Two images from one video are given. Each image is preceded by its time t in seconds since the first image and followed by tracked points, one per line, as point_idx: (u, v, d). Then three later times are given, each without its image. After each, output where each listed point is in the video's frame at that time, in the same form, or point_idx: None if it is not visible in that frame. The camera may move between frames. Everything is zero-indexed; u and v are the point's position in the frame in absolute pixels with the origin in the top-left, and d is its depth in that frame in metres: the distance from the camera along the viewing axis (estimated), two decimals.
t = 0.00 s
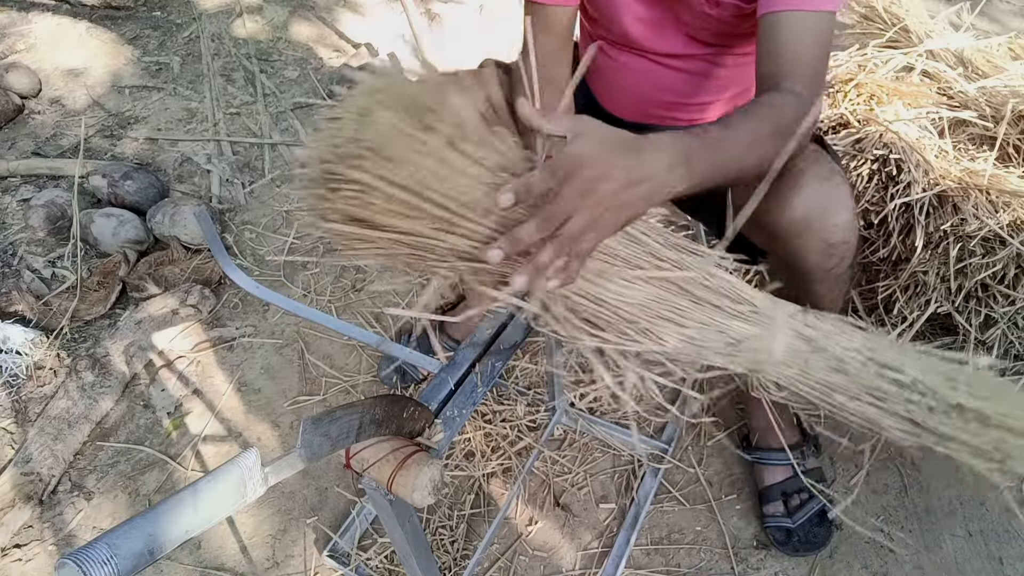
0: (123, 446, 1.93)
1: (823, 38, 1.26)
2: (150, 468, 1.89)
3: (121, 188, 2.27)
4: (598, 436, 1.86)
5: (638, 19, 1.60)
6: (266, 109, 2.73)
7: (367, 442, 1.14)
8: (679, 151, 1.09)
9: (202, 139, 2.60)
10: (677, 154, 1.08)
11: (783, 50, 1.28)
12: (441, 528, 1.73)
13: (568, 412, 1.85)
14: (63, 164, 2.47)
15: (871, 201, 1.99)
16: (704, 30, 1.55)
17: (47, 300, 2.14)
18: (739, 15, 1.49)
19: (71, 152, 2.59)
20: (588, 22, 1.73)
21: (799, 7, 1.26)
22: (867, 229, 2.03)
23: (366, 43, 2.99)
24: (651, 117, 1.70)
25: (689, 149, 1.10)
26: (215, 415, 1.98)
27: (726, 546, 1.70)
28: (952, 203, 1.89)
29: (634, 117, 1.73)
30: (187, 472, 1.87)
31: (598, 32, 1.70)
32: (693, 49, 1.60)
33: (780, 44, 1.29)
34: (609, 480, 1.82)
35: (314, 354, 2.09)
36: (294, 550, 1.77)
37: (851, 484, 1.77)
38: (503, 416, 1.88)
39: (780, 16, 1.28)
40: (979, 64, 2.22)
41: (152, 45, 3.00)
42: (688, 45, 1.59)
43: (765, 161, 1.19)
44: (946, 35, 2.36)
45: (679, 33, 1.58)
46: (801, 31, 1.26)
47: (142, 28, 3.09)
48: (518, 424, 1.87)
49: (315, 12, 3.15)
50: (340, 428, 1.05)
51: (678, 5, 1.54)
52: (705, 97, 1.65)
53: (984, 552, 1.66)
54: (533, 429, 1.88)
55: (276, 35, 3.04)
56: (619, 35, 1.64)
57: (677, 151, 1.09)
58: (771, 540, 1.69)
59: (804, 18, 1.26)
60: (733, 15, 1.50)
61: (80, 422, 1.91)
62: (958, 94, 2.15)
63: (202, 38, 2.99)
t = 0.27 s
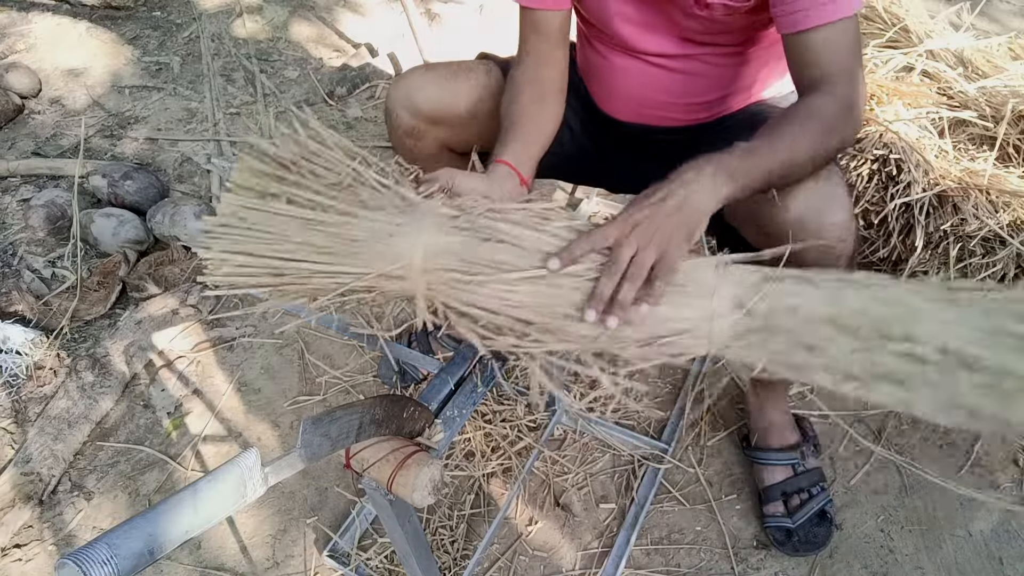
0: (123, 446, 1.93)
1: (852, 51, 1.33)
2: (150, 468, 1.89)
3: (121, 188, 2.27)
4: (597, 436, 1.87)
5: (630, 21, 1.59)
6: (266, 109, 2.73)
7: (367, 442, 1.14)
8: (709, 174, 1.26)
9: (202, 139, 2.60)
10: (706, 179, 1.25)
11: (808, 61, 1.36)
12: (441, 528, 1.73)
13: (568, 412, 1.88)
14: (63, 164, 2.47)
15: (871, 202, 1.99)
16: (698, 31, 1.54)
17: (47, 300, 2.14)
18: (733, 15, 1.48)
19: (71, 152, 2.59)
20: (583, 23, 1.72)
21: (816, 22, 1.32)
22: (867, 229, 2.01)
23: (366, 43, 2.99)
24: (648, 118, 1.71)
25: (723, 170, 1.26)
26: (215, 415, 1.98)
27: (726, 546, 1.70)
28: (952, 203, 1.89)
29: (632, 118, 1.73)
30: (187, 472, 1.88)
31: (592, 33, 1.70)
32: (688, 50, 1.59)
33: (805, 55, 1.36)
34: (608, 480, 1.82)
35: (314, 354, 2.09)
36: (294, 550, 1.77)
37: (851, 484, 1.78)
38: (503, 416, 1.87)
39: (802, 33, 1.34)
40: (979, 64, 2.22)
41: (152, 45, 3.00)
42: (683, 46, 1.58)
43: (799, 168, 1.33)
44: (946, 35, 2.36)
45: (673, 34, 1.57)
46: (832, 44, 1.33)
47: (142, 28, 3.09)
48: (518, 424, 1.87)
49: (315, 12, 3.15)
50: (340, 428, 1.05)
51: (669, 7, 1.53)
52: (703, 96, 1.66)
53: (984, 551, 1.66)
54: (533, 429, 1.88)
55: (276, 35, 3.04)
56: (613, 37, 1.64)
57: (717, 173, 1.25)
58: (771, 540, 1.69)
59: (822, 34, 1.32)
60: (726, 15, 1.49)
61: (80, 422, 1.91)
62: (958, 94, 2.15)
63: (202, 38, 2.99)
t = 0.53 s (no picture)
0: (123, 446, 1.93)
1: (837, 45, 1.31)
2: (150, 467, 1.89)
3: (121, 188, 2.27)
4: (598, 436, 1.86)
5: (628, 21, 1.60)
6: (266, 109, 2.73)
7: (367, 442, 1.14)
8: (695, 239, 1.27)
9: (202, 139, 2.60)
10: (695, 242, 1.26)
11: (795, 62, 1.35)
12: (441, 528, 1.73)
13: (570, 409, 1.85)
14: (63, 164, 2.47)
15: (871, 202, 1.98)
16: (697, 29, 1.55)
17: (47, 300, 2.13)
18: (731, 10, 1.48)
19: (71, 152, 2.59)
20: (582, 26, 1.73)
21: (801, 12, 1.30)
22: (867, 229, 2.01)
23: (366, 43, 2.99)
24: (649, 117, 1.70)
25: (711, 228, 1.28)
26: (215, 415, 1.98)
27: (726, 546, 1.70)
28: (952, 203, 1.89)
29: (632, 118, 1.72)
30: (187, 472, 1.88)
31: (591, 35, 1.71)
32: (688, 49, 1.59)
33: (792, 56, 1.35)
34: (608, 480, 1.82)
35: (314, 354, 2.09)
36: (294, 550, 1.77)
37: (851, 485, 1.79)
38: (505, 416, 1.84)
39: (790, 24, 1.33)
40: (979, 64, 2.22)
41: (152, 46, 3.00)
42: (681, 44, 1.59)
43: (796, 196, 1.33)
44: (946, 35, 2.36)
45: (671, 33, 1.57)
46: (815, 43, 1.31)
47: (142, 28, 3.09)
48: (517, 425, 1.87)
49: (315, 12, 3.15)
50: (340, 428, 1.06)
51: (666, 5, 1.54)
52: (705, 95, 1.65)
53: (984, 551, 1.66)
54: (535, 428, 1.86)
55: (276, 35, 3.04)
56: (611, 37, 1.64)
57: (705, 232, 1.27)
58: (771, 540, 1.69)
59: (808, 23, 1.31)
60: (724, 12, 1.49)
61: (80, 422, 1.91)
62: (958, 94, 2.15)
63: (202, 38, 2.99)
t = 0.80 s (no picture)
0: (123, 445, 1.93)
1: (815, 62, 1.31)
2: (150, 467, 1.89)
3: (121, 188, 2.27)
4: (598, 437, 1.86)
5: (625, 24, 1.61)
6: (266, 109, 2.73)
7: (367, 442, 1.14)
8: (653, 256, 1.26)
9: (202, 139, 2.60)
10: (653, 260, 1.26)
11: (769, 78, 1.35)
12: (441, 528, 1.73)
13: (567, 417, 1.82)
14: (63, 164, 2.47)
15: (871, 201, 1.97)
16: (692, 35, 1.55)
17: (47, 300, 2.13)
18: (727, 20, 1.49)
19: (71, 152, 2.59)
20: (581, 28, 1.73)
21: (785, 24, 1.30)
22: (867, 229, 2.02)
23: (366, 43, 2.99)
24: (645, 120, 1.70)
25: (671, 247, 1.27)
26: (215, 415, 1.98)
27: (726, 546, 1.70)
28: (952, 203, 1.88)
29: (630, 119, 1.72)
30: (187, 472, 1.88)
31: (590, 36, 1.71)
32: (683, 53, 1.60)
33: (767, 71, 1.35)
34: (608, 480, 1.83)
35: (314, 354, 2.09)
36: (294, 550, 1.77)
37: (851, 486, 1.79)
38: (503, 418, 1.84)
39: (769, 34, 1.33)
40: (979, 64, 2.22)
41: (152, 46, 3.00)
42: (678, 49, 1.60)
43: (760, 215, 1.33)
44: (946, 35, 2.36)
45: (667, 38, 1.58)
46: (793, 58, 1.31)
47: (142, 28, 3.09)
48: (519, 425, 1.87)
49: (315, 12, 3.15)
50: (340, 428, 1.06)
51: (660, 10, 1.54)
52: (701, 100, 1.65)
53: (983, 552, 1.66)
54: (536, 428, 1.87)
55: (276, 35, 3.04)
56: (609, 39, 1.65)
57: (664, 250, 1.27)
58: (771, 540, 1.69)
59: (794, 35, 1.30)
60: (720, 21, 1.50)
61: (80, 422, 1.92)
62: (959, 94, 2.15)
63: (202, 38, 2.99)
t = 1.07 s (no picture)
0: (122, 445, 1.93)
1: (795, 79, 1.31)
2: (149, 467, 1.89)
3: (121, 188, 2.27)
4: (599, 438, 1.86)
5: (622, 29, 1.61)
6: (266, 109, 2.73)
7: (367, 442, 1.14)
8: (623, 272, 1.30)
9: (202, 139, 2.60)
10: (623, 275, 1.30)
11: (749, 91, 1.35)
12: (441, 528, 1.73)
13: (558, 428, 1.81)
14: (63, 164, 2.47)
15: (871, 201, 1.96)
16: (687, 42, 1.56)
17: (47, 300, 2.13)
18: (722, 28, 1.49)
19: (71, 152, 2.59)
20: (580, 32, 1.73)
21: (773, 34, 1.30)
22: (867, 228, 2.01)
23: (366, 43, 2.99)
24: (642, 124, 1.70)
25: (640, 261, 1.31)
26: (215, 415, 1.98)
27: (726, 547, 1.71)
28: (952, 203, 1.87)
29: (627, 123, 1.72)
30: (187, 472, 1.88)
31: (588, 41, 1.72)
32: (679, 60, 1.60)
33: (748, 83, 1.35)
34: (608, 480, 1.83)
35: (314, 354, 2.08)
36: (294, 550, 1.77)
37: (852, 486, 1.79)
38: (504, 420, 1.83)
39: (755, 43, 1.32)
40: (979, 64, 2.22)
41: (152, 46, 3.00)
42: (674, 55, 1.60)
43: (730, 231, 1.35)
44: (946, 35, 2.36)
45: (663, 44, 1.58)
46: (774, 72, 1.31)
47: (142, 28, 3.09)
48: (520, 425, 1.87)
49: (315, 12, 3.15)
50: (340, 428, 1.06)
51: (654, 20, 1.54)
52: (698, 106, 1.65)
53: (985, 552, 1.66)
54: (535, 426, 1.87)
55: (276, 35, 3.04)
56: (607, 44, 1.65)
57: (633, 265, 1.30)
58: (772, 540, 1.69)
59: (782, 46, 1.30)
60: (716, 29, 1.50)
61: (80, 422, 1.91)
62: (958, 94, 2.15)
63: (202, 38, 2.99)
